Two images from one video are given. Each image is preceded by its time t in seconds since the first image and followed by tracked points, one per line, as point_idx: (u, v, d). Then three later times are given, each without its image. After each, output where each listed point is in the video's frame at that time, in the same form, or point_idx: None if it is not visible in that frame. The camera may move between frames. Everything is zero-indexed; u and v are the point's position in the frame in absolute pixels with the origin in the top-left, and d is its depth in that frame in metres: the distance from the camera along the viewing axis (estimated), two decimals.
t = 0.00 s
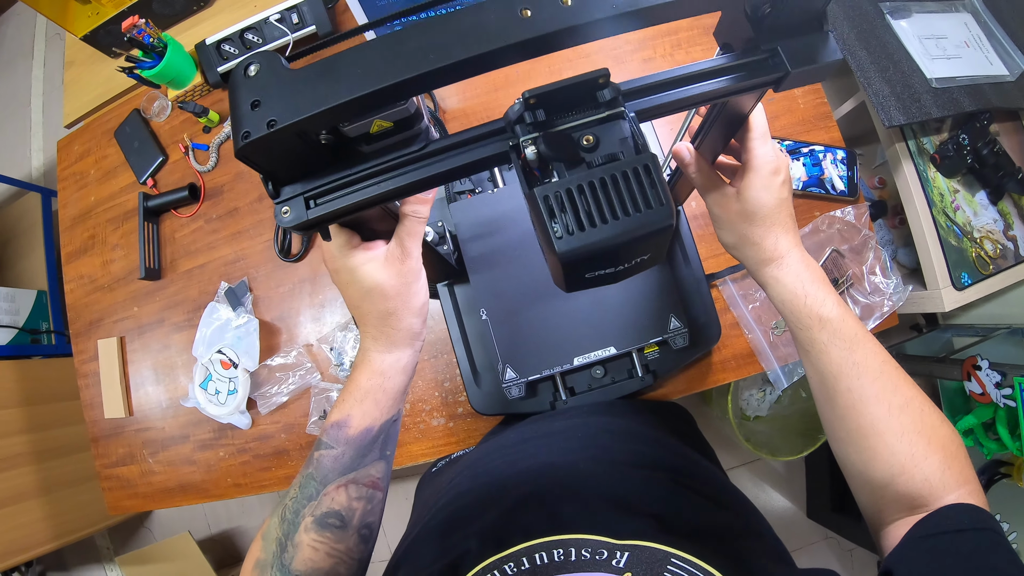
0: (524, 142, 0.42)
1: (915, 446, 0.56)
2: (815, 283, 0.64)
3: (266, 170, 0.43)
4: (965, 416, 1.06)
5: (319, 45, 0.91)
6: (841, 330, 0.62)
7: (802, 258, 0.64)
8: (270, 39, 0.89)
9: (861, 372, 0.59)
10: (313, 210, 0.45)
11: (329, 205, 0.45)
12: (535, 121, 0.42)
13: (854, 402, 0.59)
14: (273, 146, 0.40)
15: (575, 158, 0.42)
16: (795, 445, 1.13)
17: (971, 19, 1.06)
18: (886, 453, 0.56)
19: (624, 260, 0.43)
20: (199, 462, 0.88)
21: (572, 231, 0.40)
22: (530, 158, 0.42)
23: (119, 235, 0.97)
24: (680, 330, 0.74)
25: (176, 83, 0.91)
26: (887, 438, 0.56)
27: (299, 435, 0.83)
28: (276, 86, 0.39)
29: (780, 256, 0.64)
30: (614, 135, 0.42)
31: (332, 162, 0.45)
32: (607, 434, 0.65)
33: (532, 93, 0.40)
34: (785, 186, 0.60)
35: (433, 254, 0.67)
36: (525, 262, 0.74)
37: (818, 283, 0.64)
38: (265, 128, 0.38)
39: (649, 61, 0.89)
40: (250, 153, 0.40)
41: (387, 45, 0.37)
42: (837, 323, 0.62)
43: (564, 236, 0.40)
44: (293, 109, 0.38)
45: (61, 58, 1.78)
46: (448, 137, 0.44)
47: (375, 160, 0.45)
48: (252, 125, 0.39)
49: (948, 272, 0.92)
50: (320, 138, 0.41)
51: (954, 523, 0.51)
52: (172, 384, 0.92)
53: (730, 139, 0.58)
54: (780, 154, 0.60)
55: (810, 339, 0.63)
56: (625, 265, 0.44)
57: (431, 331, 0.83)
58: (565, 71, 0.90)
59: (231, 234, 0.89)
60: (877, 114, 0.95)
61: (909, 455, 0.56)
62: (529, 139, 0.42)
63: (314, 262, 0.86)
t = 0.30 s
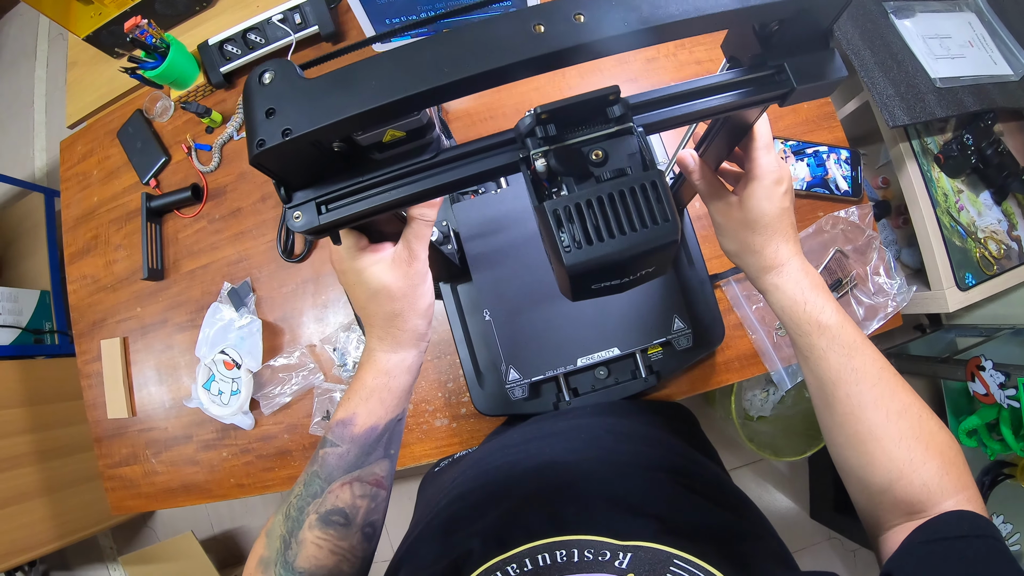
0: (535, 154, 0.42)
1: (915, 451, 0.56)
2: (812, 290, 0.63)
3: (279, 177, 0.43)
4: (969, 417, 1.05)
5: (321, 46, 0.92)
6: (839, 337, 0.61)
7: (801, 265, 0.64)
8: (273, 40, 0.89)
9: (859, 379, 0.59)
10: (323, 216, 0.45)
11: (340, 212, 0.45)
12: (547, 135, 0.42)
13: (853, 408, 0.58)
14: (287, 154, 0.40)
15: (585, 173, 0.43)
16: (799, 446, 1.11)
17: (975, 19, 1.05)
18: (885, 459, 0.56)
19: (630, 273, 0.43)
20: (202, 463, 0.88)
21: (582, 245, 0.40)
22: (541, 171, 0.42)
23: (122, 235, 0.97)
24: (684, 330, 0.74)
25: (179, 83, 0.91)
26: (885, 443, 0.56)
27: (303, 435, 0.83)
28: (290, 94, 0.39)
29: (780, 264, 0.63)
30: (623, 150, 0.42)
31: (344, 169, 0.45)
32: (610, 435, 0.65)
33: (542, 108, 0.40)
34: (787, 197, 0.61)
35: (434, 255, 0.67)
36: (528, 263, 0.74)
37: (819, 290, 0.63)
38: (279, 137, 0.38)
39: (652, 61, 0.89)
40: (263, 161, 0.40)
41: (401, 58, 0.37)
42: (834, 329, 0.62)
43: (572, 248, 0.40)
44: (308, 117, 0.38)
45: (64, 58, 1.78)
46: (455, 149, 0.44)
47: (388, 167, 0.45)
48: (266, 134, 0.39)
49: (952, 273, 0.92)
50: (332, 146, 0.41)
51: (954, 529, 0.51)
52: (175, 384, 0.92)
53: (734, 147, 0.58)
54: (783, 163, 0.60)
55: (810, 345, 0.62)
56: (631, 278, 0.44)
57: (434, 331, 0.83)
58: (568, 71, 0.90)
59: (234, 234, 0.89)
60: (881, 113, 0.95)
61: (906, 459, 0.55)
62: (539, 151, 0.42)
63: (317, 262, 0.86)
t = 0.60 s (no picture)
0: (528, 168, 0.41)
1: (913, 455, 0.56)
2: (812, 294, 0.63)
3: (277, 187, 0.43)
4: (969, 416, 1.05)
5: (321, 45, 0.91)
6: (838, 340, 0.61)
7: (801, 270, 0.63)
8: (274, 39, 0.89)
9: (859, 383, 0.59)
10: (320, 226, 0.45)
11: (338, 221, 0.45)
12: (540, 150, 0.41)
13: (852, 412, 0.58)
14: (283, 168, 0.40)
15: (577, 187, 0.43)
16: (799, 445, 1.11)
17: (976, 18, 1.05)
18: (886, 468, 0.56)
19: (620, 288, 0.43)
20: (203, 462, 0.88)
21: (572, 262, 0.41)
22: (533, 184, 0.42)
23: (122, 234, 0.96)
24: (686, 330, 0.74)
25: (179, 83, 0.91)
26: (884, 448, 0.56)
27: (304, 435, 0.83)
28: (288, 105, 0.39)
29: (780, 267, 0.63)
30: (616, 163, 0.42)
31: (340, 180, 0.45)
32: (611, 435, 0.65)
33: (534, 125, 0.40)
34: (787, 201, 0.60)
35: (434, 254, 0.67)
36: (530, 263, 0.74)
37: (818, 295, 0.63)
38: (275, 153, 0.38)
39: (653, 60, 0.89)
40: (262, 173, 0.40)
41: (395, 72, 0.37)
42: (834, 333, 0.62)
43: (563, 264, 0.41)
44: (305, 127, 0.38)
45: (62, 56, 1.78)
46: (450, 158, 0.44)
47: (384, 177, 0.45)
48: (263, 149, 0.39)
49: (954, 272, 0.92)
50: (330, 159, 0.41)
51: (954, 533, 0.51)
52: (176, 384, 0.92)
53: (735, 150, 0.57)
54: (782, 168, 0.60)
55: (809, 349, 0.62)
56: (624, 290, 0.44)
57: (436, 331, 0.83)
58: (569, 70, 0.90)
59: (235, 234, 0.89)
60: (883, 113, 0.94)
61: (905, 466, 0.55)
62: (532, 165, 0.41)
63: (318, 261, 0.86)
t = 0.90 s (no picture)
0: (518, 159, 0.41)
1: (907, 448, 0.55)
2: (807, 283, 0.63)
3: (271, 186, 0.42)
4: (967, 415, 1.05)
5: (319, 42, 0.91)
6: (832, 329, 0.61)
7: (796, 259, 0.64)
8: (272, 35, 0.89)
9: (851, 371, 0.59)
10: (315, 223, 0.45)
11: (332, 217, 0.45)
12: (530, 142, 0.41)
13: (844, 400, 0.58)
14: (276, 164, 0.40)
15: (566, 177, 0.43)
16: (797, 443, 1.11)
17: (976, 17, 1.05)
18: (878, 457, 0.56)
19: (613, 276, 0.43)
20: (200, 461, 0.87)
21: (564, 251, 0.41)
22: (524, 175, 0.41)
23: (119, 231, 0.96)
24: (685, 328, 0.73)
25: (176, 79, 0.91)
26: (878, 437, 0.56)
27: (301, 433, 0.82)
28: (278, 103, 0.38)
29: (775, 256, 0.63)
30: (605, 153, 0.42)
31: (333, 175, 0.44)
32: (609, 434, 0.65)
33: (524, 116, 0.40)
34: (782, 190, 0.60)
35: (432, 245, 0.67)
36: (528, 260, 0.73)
37: (813, 284, 0.63)
38: (267, 148, 0.38)
39: (653, 59, 0.88)
40: (255, 171, 0.40)
41: (387, 63, 0.36)
42: (829, 321, 0.61)
43: (555, 255, 0.41)
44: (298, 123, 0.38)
45: (59, 53, 1.77)
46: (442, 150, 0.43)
47: (377, 172, 0.45)
48: (255, 145, 0.38)
49: (952, 271, 0.92)
50: (322, 154, 0.41)
51: (952, 529, 0.51)
52: (173, 382, 0.91)
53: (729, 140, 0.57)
54: (777, 157, 0.59)
55: (804, 338, 0.62)
56: (618, 279, 0.44)
57: (433, 329, 0.83)
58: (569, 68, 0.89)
59: (232, 231, 0.89)
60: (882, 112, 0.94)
61: (901, 458, 0.55)
62: (523, 155, 0.41)
63: (315, 259, 0.85)
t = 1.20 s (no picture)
0: (523, 171, 0.41)
1: (903, 450, 0.56)
2: (803, 286, 0.63)
3: (271, 195, 0.42)
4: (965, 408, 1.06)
5: (314, 41, 0.91)
6: (828, 331, 0.61)
7: (793, 262, 0.64)
8: (266, 35, 0.89)
9: (847, 374, 0.59)
10: (315, 231, 0.45)
11: (333, 226, 0.44)
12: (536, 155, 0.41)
13: (841, 403, 0.58)
14: (277, 176, 0.39)
15: (572, 192, 0.42)
16: (796, 438, 1.12)
17: (971, 11, 1.05)
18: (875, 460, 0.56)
19: (617, 290, 0.43)
20: (198, 462, 0.87)
21: (568, 266, 0.41)
22: (528, 187, 0.41)
23: (115, 232, 0.96)
24: (683, 324, 0.73)
25: (171, 79, 0.90)
26: (874, 439, 0.56)
27: (300, 433, 0.82)
28: (280, 115, 0.38)
29: (772, 260, 0.63)
30: (611, 167, 0.42)
31: (332, 182, 0.44)
32: (606, 431, 0.64)
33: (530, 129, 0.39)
34: (779, 193, 0.60)
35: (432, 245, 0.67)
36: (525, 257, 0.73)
37: (809, 287, 0.64)
38: (269, 162, 0.38)
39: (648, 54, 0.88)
40: (255, 182, 0.39)
41: (387, 74, 0.36)
42: (825, 324, 0.62)
43: (559, 269, 0.41)
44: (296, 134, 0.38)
45: (54, 55, 1.77)
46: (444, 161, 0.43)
47: (378, 182, 0.44)
48: (256, 158, 0.38)
49: (950, 265, 0.92)
50: (324, 164, 0.41)
51: (948, 528, 0.50)
52: (171, 383, 0.91)
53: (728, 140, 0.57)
54: (776, 161, 0.59)
55: (800, 341, 0.62)
56: (621, 292, 0.44)
57: (431, 328, 0.82)
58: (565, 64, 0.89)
59: (229, 231, 0.89)
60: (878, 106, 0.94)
61: (898, 460, 0.55)
62: (528, 168, 0.41)
63: (312, 258, 0.85)
